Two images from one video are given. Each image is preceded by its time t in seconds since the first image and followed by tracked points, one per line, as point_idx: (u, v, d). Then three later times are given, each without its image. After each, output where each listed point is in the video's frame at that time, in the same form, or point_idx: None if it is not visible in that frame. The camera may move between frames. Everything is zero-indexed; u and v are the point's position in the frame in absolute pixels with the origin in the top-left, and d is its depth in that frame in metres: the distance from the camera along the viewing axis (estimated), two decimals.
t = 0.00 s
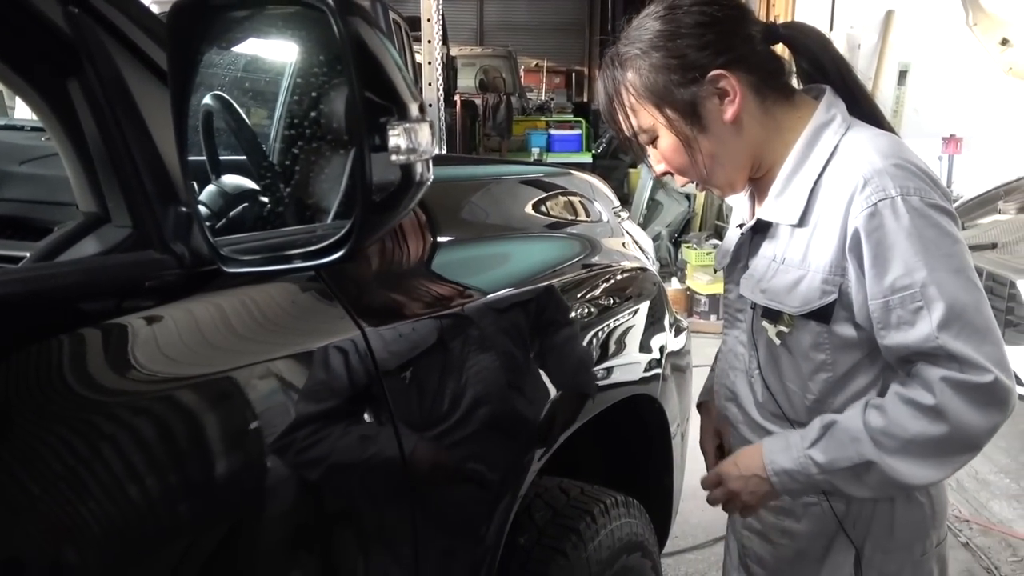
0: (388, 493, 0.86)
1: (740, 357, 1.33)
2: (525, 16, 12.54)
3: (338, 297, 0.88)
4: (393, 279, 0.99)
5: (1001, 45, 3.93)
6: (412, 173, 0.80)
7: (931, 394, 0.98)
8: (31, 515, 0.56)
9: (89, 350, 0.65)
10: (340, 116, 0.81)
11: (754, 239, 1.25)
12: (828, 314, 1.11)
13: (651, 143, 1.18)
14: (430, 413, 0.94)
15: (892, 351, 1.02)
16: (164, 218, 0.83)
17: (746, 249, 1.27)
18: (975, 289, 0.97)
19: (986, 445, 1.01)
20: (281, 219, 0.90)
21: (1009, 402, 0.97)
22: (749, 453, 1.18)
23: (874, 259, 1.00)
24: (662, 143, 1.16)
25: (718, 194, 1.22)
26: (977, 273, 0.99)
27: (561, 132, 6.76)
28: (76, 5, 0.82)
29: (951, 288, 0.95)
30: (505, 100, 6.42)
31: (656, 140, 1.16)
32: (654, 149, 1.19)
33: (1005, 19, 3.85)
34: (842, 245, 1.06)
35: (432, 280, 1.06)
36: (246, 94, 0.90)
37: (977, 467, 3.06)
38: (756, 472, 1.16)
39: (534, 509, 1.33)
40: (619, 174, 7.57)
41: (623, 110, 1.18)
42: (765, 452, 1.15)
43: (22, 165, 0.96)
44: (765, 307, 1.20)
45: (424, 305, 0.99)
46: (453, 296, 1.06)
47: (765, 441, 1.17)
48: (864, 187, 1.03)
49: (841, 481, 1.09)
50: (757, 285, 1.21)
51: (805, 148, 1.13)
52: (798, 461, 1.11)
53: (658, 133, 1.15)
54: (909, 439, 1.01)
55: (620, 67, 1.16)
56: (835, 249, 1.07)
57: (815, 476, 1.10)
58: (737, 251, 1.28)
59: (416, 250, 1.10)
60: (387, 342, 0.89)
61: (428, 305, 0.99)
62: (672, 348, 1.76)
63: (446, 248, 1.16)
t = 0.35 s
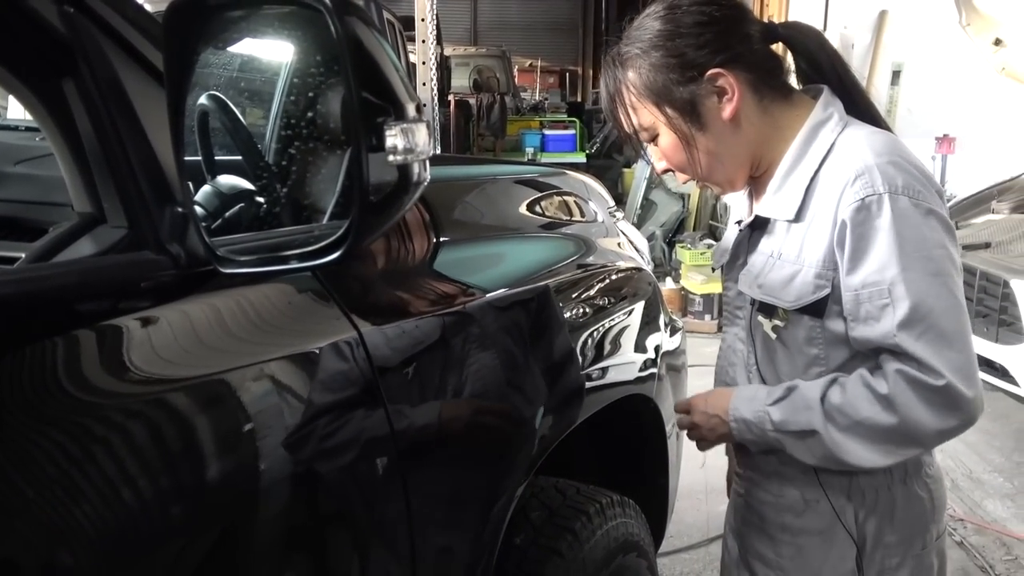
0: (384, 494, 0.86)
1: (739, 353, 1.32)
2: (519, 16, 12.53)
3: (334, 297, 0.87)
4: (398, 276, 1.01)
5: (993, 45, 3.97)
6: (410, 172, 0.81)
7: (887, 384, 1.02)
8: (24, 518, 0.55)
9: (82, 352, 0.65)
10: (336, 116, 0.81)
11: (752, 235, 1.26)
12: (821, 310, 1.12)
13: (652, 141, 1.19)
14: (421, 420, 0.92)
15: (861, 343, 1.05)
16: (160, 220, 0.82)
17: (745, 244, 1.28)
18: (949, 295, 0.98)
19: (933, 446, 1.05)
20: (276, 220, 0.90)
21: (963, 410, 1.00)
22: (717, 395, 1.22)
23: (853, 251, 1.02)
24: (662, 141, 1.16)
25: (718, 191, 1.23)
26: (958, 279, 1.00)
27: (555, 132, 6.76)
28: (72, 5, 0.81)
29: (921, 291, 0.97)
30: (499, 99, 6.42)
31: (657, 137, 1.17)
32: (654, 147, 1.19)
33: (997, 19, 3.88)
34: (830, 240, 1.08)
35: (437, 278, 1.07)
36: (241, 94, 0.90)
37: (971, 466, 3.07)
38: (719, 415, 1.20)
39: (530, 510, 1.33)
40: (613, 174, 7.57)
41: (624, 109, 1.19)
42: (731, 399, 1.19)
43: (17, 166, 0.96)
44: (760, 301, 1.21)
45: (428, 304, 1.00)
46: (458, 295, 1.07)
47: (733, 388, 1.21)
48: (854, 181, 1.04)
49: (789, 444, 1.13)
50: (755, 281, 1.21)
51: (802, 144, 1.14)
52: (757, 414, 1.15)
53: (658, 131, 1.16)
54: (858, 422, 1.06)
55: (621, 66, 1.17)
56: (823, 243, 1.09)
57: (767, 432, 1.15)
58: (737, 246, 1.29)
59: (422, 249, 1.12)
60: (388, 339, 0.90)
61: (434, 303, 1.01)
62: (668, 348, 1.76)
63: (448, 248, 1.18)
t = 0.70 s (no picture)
0: (381, 497, 0.87)
1: (737, 353, 1.32)
2: (516, 20, 12.55)
3: (333, 302, 0.87)
4: (401, 279, 1.01)
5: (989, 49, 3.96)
6: (409, 177, 0.81)
7: (915, 359, 0.99)
8: (20, 523, 0.55)
9: (81, 356, 0.65)
10: (335, 122, 0.82)
11: (750, 235, 1.26)
12: (819, 306, 1.14)
13: (653, 143, 1.19)
14: (418, 418, 0.92)
15: (877, 337, 1.04)
16: (158, 225, 0.83)
17: (743, 245, 1.28)
18: (960, 278, 0.99)
19: (958, 424, 1.04)
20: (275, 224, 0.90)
21: (987, 386, 1.00)
22: (734, 367, 1.20)
23: (863, 246, 1.02)
24: (663, 142, 1.17)
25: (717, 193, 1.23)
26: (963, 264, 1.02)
27: (552, 135, 6.76)
28: (71, 11, 0.81)
29: (935, 276, 0.98)
30: (496, 103, 6.42)
31: (659, 139, 1.17)
32: (656, 149, 1.19)
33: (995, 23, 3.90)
34: (831, 236, 1.08)
35: (440, 281, 1.08)
36: (240, 98, 0.91)
37: (969, 470, 3.07)
38: (735, 386, 1.18)
39: (528, 513, 1.34)
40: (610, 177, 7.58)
41: (626, 112, 1.19)
42: (749, 370, 1.17)
43: (17, 170, 0.96)
44: (759, 298, 1.22)
45: (431, 306, 1.01)
46: (460, 297, 1.07)
47: (751, 361, 1.19)
48: (852, 179, 1.05)
49: (807, 418, 1.11)
50: (749, 280, 1.22)
51: (800, 145, 1.15)
52: (774, 387, 1.14)
53: (660, 133, 1.16)
54: (882, 396, 1.04)
55: (623, 69, 1.17)
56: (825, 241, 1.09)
57: (784, 406, 1.13)
58: (734, 246, 1.29)
59: (425, 253, 1.12)
60: (394, 342, 0.91)
61: (436, 305, 1.01)
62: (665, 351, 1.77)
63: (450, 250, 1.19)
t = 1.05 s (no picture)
0: (373, 502, 0.87)
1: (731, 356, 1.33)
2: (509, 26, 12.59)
3: (322, 310, 0.88)
4: (385, 289, 1.01)
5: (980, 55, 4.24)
6: (396, 183, 0.80)
7: (914, 362, 1.01)
8: (14, 527, 0.56)
9: (74, 361, 0.66)
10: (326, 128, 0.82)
11: (748, 239, 1.27)
12: (820, 311, 1.14)
13: (653, 146, 1.19)
14: (413, 418, 0.94)
15: (874, 342, 1.06)
16: (148, 231, 0.83)
17: (742, 248, 1.28)
18: (959, 287, 1.01)
19: (949, 430, 1.06)
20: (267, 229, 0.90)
21: (981, 394, 1.02)
22: (730, 353, 1.20)
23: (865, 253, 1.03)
24: (664, 145, 1.17)
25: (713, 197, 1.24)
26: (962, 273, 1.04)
27: (545, 141, 6.79)
28: (61, 18, 0.81)
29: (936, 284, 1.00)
30: (489, 109, 6.44)
31: (659, 141, 1.17)
32: (655, 151, 1.20)
33: (986, 29, 4.18)
34: (833, 242, 1.10)
35: (424, 290, 1.08)
36: (229, 105, 0.89)
37: (960, 473, 3.09)
38: (728, 372, 1.18)
39: (519, 518, 1.34)
40: (602, 182, 7.60)
41: (626, 115, 1.20)
42: (745, 357, 1.17)
43: (7, 177, 0.96)
44: (759, 303, 1.23)
45: (415, 315, 1.01)
46: (445, 305, 1.08)
47: (747, 348, 1.18)
48: (856, 185, 1.07)
49: (799, 407, 1.12)
50: (749, 284, 1.23)
51: (798, 152, 1.16)
52: (770, 374, 1.14)
53: (660, 135, 1.16)
54: (877, 394, 1.05)
55: (623, 72, 1.18)
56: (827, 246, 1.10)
57: (777, 394, 1.13)
58: (733, 249, 1.29)
59: (404, 258, 1.12)
60: (381, 348, 0.91)
61: (420, 313, 1.02)
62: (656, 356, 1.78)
63: (434, 257, 1.18)
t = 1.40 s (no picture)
0: (367, 508, 0.87)
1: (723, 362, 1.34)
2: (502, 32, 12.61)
3: (317, 313, 0.88)
4: (392, 290, 1.04)
5: (971, 61, 4.23)
6: (392, 188, 0.81)
7: (837, 368, 1.05)
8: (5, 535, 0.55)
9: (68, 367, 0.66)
10: (322, 133, 0.83)
11: (737, 244, 1.28)
12: (799, 315, 1.16)
13: (638, 154, 1.21)
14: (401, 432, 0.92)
15: (813, 341, 1.10)
16: (143, 235, 0.82)
17: (730, 253, 1.30)
18: (905, 304, 1.03)
19: (865, 442, 1.10)
20: (262, 234, 0.90)
21: (899, 413, 1.05)
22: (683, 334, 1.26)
23: (823, 254, 1.07)
24: (647, 153, 1.18)
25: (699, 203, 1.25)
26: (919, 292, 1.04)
27: (539, 146, 6.79)
28: (56, 24, 0.80)
29: (879, 297, 1.02)
30: (482, 114, 6.44)
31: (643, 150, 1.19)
32: (640, 158, 1.21)
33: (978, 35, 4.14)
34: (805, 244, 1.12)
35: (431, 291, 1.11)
36: (225, 110, 0.91)
37: (953, 478, 3.10)
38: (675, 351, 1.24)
39: (514, 523, 1.34)
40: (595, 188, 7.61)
41: (613, 122, 1.21)
42: (694, 339, 1.23)
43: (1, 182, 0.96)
44: (738, 304, 1.26)
45: (419, 314, 1.04)
46: (449, 305, 1.10)
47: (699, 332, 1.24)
48: (832, 186, 1.08)
49: (731, 393, 1.17)
50: (734, 286, 1.25)
51: (784, 160, 1.17)
52: (713, 356, 1.19)
53: (643, 144, 1.18)
54: (800, 393, 1.10)
55: (612, 80, 1.18)
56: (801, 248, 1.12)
57: (716, 373, 1.19)
58: (722, 254, 1.31)
59: (413, 262, 1.15)
60: (382, 347, 0.93)
61: (425, 313, 1.04)
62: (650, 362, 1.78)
63: (439, 261, 1.21)
